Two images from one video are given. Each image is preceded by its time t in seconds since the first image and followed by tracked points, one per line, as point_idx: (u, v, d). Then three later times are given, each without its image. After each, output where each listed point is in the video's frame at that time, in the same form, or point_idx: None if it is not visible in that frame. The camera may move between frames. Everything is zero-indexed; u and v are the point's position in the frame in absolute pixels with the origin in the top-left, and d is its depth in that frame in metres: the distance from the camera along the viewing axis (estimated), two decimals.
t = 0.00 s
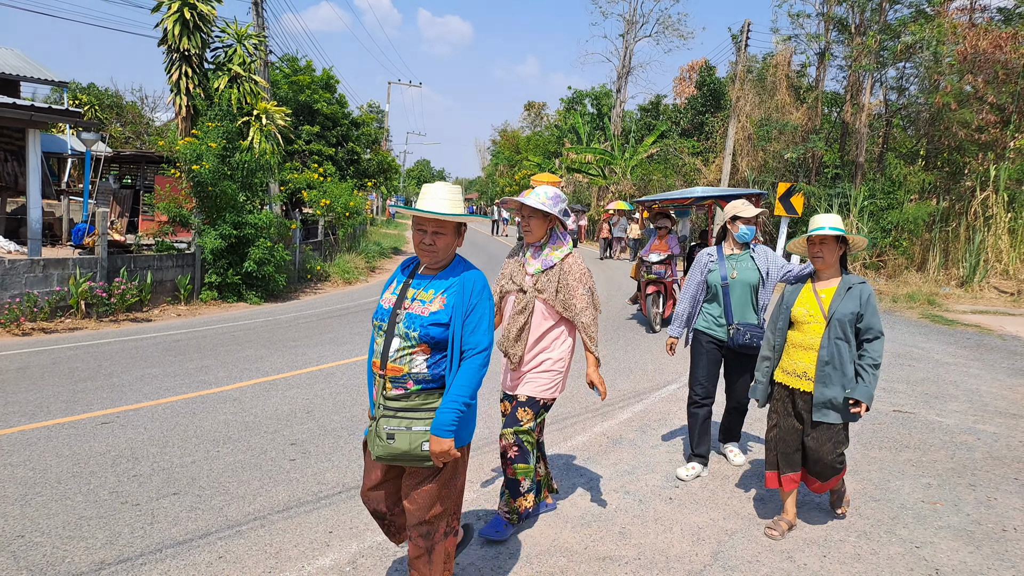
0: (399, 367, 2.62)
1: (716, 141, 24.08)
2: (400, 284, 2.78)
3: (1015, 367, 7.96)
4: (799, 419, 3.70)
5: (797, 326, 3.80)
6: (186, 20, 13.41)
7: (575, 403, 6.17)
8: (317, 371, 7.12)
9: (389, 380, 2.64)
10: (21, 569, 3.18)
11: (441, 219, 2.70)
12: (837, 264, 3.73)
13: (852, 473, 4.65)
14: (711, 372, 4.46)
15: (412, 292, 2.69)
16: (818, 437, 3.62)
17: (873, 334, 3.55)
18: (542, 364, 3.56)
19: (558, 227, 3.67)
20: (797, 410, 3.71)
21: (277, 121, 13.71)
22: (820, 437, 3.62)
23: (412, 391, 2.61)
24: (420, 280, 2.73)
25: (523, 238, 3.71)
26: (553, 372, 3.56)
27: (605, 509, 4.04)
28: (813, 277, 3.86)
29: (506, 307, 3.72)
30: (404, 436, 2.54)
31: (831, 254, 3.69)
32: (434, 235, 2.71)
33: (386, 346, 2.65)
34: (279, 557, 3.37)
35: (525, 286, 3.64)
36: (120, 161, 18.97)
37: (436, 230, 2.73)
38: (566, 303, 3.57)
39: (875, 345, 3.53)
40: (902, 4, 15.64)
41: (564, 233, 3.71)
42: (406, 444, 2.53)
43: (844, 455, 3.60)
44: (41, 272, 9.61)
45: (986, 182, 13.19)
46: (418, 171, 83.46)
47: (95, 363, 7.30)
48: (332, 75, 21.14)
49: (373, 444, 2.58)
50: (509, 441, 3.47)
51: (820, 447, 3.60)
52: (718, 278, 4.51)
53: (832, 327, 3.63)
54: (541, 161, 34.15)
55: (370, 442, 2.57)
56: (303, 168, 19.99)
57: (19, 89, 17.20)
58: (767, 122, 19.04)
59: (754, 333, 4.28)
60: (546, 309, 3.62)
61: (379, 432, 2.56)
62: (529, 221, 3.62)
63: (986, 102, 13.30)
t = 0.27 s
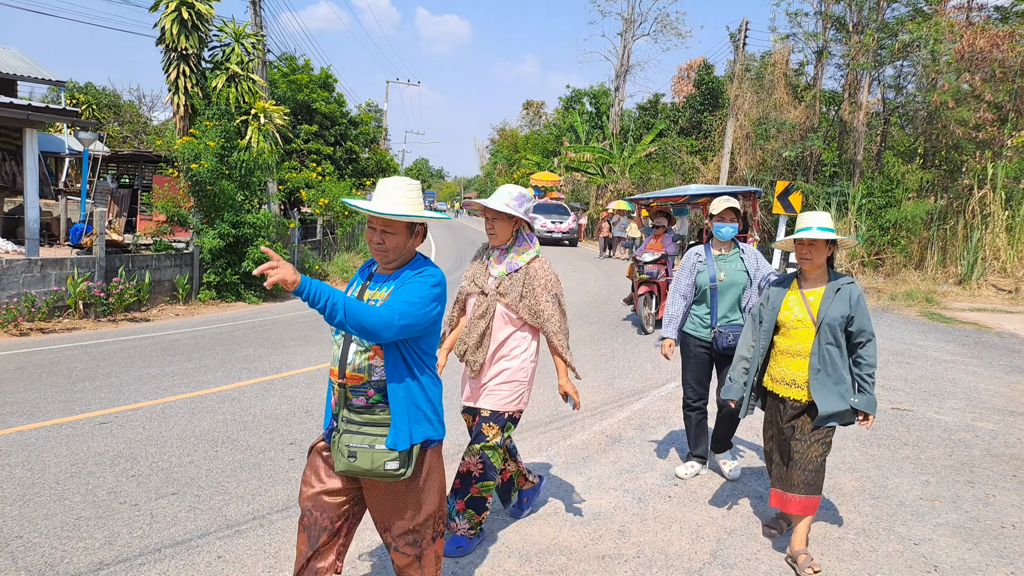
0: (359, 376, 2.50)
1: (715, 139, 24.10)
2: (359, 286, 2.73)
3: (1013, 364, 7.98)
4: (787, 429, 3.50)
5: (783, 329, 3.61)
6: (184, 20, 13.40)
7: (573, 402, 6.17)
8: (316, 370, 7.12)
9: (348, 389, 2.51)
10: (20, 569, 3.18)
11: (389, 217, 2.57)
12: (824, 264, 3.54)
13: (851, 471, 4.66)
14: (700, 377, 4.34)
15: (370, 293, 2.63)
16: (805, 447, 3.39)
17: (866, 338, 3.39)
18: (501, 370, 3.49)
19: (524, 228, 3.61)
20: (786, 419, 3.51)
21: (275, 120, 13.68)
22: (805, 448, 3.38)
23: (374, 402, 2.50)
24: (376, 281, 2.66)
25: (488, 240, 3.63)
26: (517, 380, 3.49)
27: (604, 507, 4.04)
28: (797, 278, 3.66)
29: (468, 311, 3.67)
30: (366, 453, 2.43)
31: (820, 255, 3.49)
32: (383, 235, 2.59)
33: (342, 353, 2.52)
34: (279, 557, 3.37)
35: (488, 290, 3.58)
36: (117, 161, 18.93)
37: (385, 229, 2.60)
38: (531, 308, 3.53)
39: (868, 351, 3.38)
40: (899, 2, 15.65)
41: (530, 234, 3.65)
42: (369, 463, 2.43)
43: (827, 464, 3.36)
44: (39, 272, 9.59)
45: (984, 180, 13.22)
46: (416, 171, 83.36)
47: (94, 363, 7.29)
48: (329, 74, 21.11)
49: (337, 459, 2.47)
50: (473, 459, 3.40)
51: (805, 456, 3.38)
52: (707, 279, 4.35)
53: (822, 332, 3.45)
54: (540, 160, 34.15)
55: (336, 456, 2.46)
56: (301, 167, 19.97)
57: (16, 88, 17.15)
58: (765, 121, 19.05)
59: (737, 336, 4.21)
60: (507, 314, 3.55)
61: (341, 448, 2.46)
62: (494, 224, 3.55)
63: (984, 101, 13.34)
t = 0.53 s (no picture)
0: (283, 388, 2.33)
1: (713, 138, 24.11)
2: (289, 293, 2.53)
3: (1011, 362, 7.99)
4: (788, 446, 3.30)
5: (780, 337, 3.40)
6: (183, 19, 13.39)
7: (572, 401, 6.17)
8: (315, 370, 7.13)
9: (271, 403, 2.34)
10: (19, 568, 3.18)
11: (337, 207, 2.52)
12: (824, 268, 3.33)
13: (850, 469, 4.67)
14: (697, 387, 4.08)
15: (299, 299, 2.45)
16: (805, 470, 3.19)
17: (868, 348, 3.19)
18: (470, 377, 3.33)
19: (488, 224, 3.40)
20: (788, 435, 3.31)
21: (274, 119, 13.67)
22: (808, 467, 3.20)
23: (298, 415, 2.34)
24: (308, 286, 2.49)
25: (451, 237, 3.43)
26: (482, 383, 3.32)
27: (603, 506, 4.05)
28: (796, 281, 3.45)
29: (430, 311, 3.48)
30: (289, 471, 2.29)
31: (823, 258, 3.29)
32: (332, 229, 2.55)
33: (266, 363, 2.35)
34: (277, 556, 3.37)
35: (448, 290, 3.37)
36: (116, 160, 18.92)
37: (334, 223, 2.56)
38: (489, 307, 3.29)
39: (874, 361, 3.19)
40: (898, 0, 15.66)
41: (495, 231, 3.44)
42: (292, 481, 2.29)
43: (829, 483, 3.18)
44: (37, 272, 9.60)
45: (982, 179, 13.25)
46: (415, 170, 83.30)
47: (93, 363, 7.29)
48: (328, 73, 21.10)
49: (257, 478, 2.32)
50: (462, 468, 3.34)
51: (807, 476, 3.18)
52: (702, 285, 4.02)
53: (822, 340, 3.24)
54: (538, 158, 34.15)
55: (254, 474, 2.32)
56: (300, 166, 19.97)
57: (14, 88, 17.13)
58: (763, 119, 19.06)
59: (728, 344, 3.82)
60: (468, 314, 3.36)
61: (262, 466, 2.31)
62: (455, 220, 3.35)
63: (982, 99, 13.38)
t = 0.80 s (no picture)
0: (208, 400, 2.18)
1: (711, 137, 24.09)
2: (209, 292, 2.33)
3: (1009, 361, 7.99)
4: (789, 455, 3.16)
5: (780, 340, 3.28)
6: (180, 18, 13.35)
7: (570, 400, 6.16)
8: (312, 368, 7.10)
9: (196, 415, 2.19)
10: (16, 568, 3.16)
11: (258, 194, 2.31)
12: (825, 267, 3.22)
13: (848, 467, 4.66)
14: (684, 388, 3.95)
15: (221, 301, 2.24)
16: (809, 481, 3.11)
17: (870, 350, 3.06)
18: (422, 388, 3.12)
19: (442, 226, 3.21)
20: (788, 443, 3.16)
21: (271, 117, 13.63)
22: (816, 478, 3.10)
23: (225, 426, 2.19)
24: (229, 287, 2.28)
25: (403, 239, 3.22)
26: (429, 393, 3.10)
27: (601, 504, 4.04)
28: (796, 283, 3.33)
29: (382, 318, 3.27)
30: (215, 481, 2.09)
31: (824, 257, 3.16)
32: (251, 219, 2.31)
33: (190, 374, 2.21)
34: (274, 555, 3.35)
35: (399, 296, 3.17)
36: (113, 159, 18.87)
37: (254, 213, 2.33)
38: (441, 313, 3.09)
39: (876, 364, 3.03)
40: None
41: (450, 233, 3.24)
42: (218, 493, 2.09)
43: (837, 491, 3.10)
44: (34, 271, 9.57)
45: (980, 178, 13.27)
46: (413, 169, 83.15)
47: (90, 362, 7.26)
48: (326, 72, 21.07)
49: (178, 497, 2.10)
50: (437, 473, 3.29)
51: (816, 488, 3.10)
52: (703, 283, 3.99)
53: (824, 342, 3.11)
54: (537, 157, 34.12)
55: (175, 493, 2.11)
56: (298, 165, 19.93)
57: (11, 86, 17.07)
58: (762, 118, 19.04)
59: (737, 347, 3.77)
60: (422, 322, 3.15)
61: (183, 480, 2.10)
62: (407, 221, 3.14)
63: (980, 98, 13.43)
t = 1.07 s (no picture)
0: (109, 427, 2.07)
1: (709, 135, 24.10)
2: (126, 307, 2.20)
3: (1006, 359, 8.01)
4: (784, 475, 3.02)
5: (773, 352, 3.11)
6: (177, 16, 13.34)
7: (568, 398, 6.17)
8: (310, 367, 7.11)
9: (98, 443, 2.10)
10: (16, 566, 3.17)
11: (164, 209, 2.16)
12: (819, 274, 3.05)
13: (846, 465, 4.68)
14: (684, 396, 3.73)
15: (133, 320, 2.11)
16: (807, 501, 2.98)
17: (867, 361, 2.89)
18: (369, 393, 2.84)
19: (389, 219, 2.96)
20: (785, 463, 3.02)
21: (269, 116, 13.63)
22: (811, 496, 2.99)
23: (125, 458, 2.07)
24: (142, 305, 2.14)
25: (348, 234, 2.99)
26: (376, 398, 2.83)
27: (599, 501, 4.06)
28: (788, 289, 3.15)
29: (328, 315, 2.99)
30: (103, 520, 1.91)
31: (824, 262, 3.03)
32: (152, 234, 2.17)
33: (94, 399, 2.08)
34: (274, 553, 3.37)
35: (343, 292, 2.90)
36: (111, 158, 18.87)
37: (155, 227, 2.19)
38: (389, 312, 2.82)
39: (870, 374, 2.85)
40: None
41: (398, 227, 2.99)
42: (105, 533, 1.90)
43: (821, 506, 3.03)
44: (33, 270, 9.60)
45: (978, 176, 13.29)
46: (411, 168, 83.10)
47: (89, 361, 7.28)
48: (324, 70, 21.06)
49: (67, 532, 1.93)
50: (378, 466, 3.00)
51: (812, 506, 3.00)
52: (694, 284, 3.84)
53: (820, 354, 2.94)
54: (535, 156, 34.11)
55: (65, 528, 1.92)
56: (296, 164, 19.93)
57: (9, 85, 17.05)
58: (759, 117, 19.05)
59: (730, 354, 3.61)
60: (369, 324, 2.88)
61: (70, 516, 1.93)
62: (352, 214, 2.92)
63: (977, 95, 13.43)
